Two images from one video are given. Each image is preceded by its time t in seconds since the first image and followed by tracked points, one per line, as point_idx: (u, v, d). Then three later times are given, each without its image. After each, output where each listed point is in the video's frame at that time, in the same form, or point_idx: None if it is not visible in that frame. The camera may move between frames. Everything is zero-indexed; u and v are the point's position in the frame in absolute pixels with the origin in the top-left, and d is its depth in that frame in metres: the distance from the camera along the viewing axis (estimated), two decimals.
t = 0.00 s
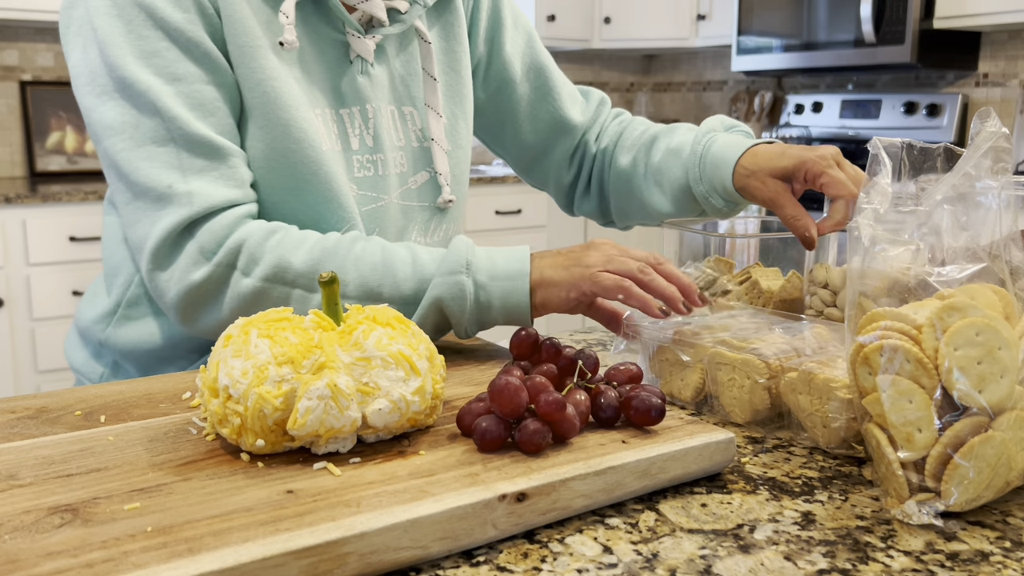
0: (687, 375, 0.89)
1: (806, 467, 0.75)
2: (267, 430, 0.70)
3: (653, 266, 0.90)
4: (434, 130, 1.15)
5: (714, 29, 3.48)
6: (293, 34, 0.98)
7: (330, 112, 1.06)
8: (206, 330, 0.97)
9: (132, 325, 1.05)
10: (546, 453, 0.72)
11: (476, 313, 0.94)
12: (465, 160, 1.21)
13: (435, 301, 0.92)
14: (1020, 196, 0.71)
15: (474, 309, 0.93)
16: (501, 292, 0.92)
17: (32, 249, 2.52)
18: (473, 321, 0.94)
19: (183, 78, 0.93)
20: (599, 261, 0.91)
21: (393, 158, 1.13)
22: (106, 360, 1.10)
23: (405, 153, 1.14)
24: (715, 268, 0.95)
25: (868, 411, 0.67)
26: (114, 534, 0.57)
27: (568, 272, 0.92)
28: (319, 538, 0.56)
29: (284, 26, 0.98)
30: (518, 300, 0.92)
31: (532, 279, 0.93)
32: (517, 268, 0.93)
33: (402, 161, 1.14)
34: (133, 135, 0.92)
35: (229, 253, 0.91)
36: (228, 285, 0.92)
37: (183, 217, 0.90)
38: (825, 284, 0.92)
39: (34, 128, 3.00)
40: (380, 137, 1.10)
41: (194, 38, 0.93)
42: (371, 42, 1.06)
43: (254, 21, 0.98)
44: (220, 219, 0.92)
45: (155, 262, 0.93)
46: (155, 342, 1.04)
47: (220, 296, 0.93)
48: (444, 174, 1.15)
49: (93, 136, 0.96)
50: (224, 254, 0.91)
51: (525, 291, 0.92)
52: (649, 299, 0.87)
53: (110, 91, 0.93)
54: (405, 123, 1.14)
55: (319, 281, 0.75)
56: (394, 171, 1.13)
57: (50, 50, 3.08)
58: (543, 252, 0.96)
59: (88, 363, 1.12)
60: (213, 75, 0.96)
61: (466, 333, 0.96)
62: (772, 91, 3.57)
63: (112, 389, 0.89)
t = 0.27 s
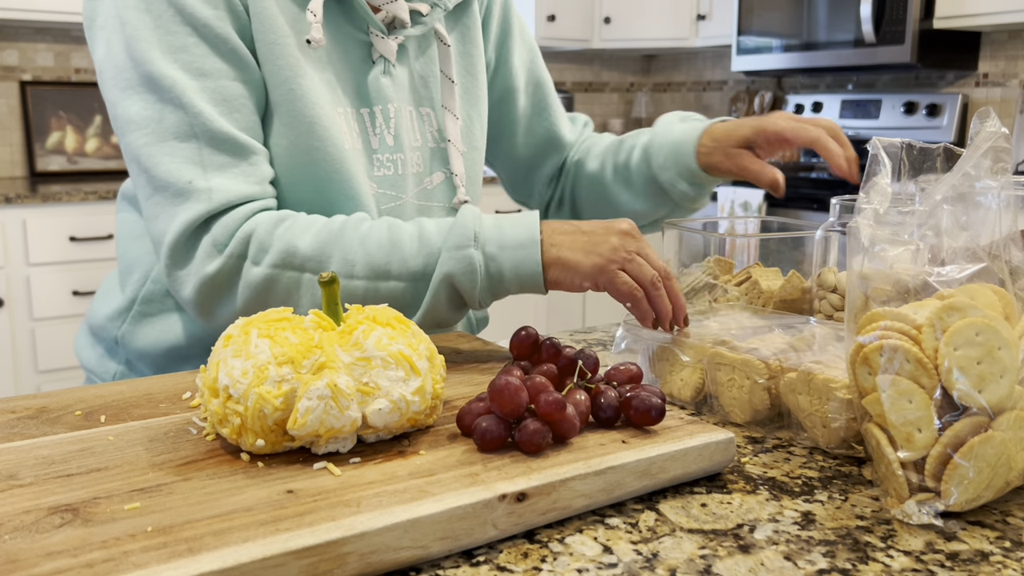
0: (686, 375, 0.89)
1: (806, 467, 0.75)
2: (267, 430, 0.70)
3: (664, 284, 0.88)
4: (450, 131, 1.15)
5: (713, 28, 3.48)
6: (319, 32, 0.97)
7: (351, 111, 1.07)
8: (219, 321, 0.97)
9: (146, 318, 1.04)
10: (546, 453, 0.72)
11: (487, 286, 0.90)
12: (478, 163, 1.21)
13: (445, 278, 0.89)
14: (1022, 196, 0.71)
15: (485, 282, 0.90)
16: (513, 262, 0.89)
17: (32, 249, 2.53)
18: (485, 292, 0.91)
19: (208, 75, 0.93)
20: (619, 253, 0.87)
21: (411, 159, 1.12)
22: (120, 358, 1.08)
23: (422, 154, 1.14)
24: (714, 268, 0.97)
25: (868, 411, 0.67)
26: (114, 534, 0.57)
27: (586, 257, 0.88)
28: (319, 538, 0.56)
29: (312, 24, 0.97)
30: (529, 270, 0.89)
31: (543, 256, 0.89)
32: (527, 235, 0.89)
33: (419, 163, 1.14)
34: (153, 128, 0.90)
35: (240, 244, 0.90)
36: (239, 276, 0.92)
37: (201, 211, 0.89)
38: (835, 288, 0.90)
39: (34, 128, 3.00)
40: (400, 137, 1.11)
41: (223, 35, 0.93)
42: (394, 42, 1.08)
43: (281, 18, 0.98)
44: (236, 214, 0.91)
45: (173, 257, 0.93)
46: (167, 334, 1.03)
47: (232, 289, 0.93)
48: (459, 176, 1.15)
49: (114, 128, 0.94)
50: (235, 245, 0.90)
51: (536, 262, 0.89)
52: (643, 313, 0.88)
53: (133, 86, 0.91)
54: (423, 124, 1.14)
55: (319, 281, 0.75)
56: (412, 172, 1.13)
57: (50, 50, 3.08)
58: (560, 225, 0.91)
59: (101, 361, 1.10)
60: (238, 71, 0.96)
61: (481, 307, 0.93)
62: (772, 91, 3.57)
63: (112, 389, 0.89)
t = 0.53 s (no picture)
0: (686, 375, 0.89)
1: (806, 467, 0.75)
2: (266, 430, 0.70)
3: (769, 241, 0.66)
4: (464, 134, 1.16)
5: (713, 28, 3.49)
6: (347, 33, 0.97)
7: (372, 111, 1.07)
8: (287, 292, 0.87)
9: (162, 320, 1.02)
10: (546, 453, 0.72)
11: (565, 250, 0.75)
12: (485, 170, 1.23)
13: (515, 239, 0.76)
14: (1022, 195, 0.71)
15: (563, 244, 0.75)
16: (589, 220, 0.73)
17: (32, 249, 2.53)
18: (564, 254, 0.75)
19: (260, 52, 0.86)
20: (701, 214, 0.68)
21: (432, 159, 1.13)
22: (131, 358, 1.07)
23: (442, 155, 1.14)
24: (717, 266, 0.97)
25: (867, 411, 0.67)
26: (113, 534, 0.57)
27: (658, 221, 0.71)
28: (319, 538, 0.56)
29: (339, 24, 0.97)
30: (609, 228, 0.72)
31: (623, 214, 0.72)
32: (606, 188, 0.73)
33: (439, 163, 1.14)
34: (212, 109, 0.84)
35: (310, 211, 0.82)
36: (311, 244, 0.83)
37: (272, 184, 0.82)
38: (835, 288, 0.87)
39: (34, 128, 3.00)
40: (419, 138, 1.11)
41: (266, 8, 0.87)
42: (415, 44, 1.08)
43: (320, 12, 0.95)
44: (308, 183, 0.83)
45: (246, 232, 0.84)
46: (185, 337, 1.01)
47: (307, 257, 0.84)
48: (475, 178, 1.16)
49: (162, 116, 0.88)
50: (304, 212, 0.82)
51: (616, 218, 0.72)
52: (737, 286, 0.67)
53: (185, 73, 0.85)
54: (440, 126, 1.15)
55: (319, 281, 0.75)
56: (433, 172, 1.13)
57: (50, 50, 3.08)
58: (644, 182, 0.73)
59: (112, 362, 1.08)
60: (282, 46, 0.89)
61: (562, 275, 0.78)
62: (772, 91, 3.57)
63: (112, 389, 0.89)
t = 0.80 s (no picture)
0: (686, 375, 0.89)
1: (806, 467, 0.75)
2: (266, 430, 0.70)
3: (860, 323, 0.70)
4: (464, 134, 1.17)
5: (713, 28, 3.49)
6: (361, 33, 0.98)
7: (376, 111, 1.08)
8: (347, 269, 0.83)
9: (162, 317, 1.02)
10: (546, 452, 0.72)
11: (649, 279, 0.75)
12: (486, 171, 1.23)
13: (603, 254, 0.74)
14: None
15: (650, 273, 0.75)
16: (682, 258, 0.73)
17: (32, 249, 2.53)
18: (644, 289, 0.75)
19: (294, 25, 0.85)
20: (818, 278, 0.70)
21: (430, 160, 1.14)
22: (132, 356, 1.07)
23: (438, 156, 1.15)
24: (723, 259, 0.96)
25: (878, 411, 0.67)
26: (113, 534, 0.57)
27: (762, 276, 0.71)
28: (319, 538, 0.56)
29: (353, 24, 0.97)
30: (701, 274, 0.73)
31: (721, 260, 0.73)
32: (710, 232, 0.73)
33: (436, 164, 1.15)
34: (253, 84, 0.83)
35: (376, 172, 0.79)
36: (377, 208, 0.80)
37: (321, 144, 0.80)
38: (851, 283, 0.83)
39: (34, 128, 3.00)
40: (420, 139, 1.12)
41: None
42: (422, 47, 1.08)
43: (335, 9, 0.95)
44: (359, 144, 0.81)
45: (296, 199, 0.81)
46: (183, 333, 1.01)
47: (371, 222, 0.80)
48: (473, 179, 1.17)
49: (198, 107, 0.89)
50: (370, 172, 0.79)
51: (712, 264, 0.72)
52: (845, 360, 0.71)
53: (224, 56, 0.85)
54: (439, 127, 1.16)
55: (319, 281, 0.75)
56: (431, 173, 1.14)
57: (50, 50, 3.07)
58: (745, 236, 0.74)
59: (112, 360, 1.08)
60: (320, 22, 0.88)
61: (637, 309, 0.77)
62: (772, 91, 3.57)
63: (111, 389, 0.89)
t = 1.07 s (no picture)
0: (661, 365, 0.91)
1: (806, 467, 0.75)
2: (267, 430, 0.70)
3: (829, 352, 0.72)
4: (464, 135, 1.17)
5: (714, 29, 3.49)
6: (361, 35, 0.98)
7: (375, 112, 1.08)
8: (341, 271, 0.84)
9: (160, 315, 1.03)
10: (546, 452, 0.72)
11: (639, 296, 0.75)
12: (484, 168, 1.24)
13: (591, 277, 0.75)
14: None
15: (638, 292, 0.75)
16: (672, 277, 0.73)
17: (32, 249, 2.53)
18: (634, 305, 0.76)
19: (291, 26, 0.85)
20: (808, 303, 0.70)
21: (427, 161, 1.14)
22: (131, 355, 1.08)
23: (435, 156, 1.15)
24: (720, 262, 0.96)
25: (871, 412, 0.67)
26: (113, 534, 0.57)
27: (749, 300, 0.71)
28: (319, 538, 0.56)
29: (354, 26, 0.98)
30: (692, 293, 0.73)
31: (711, 281, 0.73)
32: (702, 246, 0.73)
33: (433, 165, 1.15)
34: (248, 86, 0.84)
35: (365, 177, 0.79)
36: (366, 214, 0.80)
37: (311, 147, 0.80)
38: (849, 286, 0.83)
39: (34, 128, 3.00)
40: (419, 140, 1.12)
41: None
42: (422, 48, 1.08)
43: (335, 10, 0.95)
44: (351, 147, 0.81)
45: (290, 202, 0.82)
46: (181, 332, 1.01)
47: (360, 227, 0.81)
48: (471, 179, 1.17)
49: (196, 107, 0.89)
50: (359, 177, 0.79)
51: (702, 284, 0.73)
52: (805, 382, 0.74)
53: (220, 57, 0.85)
54: (437, 127, 1.16)
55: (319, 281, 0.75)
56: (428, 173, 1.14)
57: (50, 50, 3.07)
58: (738, 250, 0.73)
59: (111, 360, 1.09)
60: (317, 21, 0.88)
61: (627, 322, 0.78)
62: (772, 91, 3.57)
63: (112, 389, 0.89)
